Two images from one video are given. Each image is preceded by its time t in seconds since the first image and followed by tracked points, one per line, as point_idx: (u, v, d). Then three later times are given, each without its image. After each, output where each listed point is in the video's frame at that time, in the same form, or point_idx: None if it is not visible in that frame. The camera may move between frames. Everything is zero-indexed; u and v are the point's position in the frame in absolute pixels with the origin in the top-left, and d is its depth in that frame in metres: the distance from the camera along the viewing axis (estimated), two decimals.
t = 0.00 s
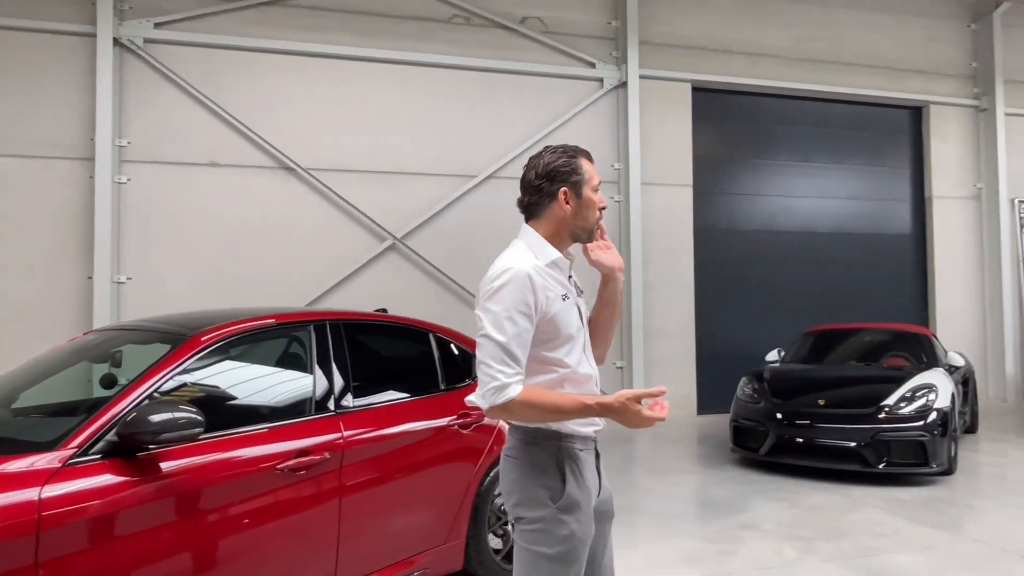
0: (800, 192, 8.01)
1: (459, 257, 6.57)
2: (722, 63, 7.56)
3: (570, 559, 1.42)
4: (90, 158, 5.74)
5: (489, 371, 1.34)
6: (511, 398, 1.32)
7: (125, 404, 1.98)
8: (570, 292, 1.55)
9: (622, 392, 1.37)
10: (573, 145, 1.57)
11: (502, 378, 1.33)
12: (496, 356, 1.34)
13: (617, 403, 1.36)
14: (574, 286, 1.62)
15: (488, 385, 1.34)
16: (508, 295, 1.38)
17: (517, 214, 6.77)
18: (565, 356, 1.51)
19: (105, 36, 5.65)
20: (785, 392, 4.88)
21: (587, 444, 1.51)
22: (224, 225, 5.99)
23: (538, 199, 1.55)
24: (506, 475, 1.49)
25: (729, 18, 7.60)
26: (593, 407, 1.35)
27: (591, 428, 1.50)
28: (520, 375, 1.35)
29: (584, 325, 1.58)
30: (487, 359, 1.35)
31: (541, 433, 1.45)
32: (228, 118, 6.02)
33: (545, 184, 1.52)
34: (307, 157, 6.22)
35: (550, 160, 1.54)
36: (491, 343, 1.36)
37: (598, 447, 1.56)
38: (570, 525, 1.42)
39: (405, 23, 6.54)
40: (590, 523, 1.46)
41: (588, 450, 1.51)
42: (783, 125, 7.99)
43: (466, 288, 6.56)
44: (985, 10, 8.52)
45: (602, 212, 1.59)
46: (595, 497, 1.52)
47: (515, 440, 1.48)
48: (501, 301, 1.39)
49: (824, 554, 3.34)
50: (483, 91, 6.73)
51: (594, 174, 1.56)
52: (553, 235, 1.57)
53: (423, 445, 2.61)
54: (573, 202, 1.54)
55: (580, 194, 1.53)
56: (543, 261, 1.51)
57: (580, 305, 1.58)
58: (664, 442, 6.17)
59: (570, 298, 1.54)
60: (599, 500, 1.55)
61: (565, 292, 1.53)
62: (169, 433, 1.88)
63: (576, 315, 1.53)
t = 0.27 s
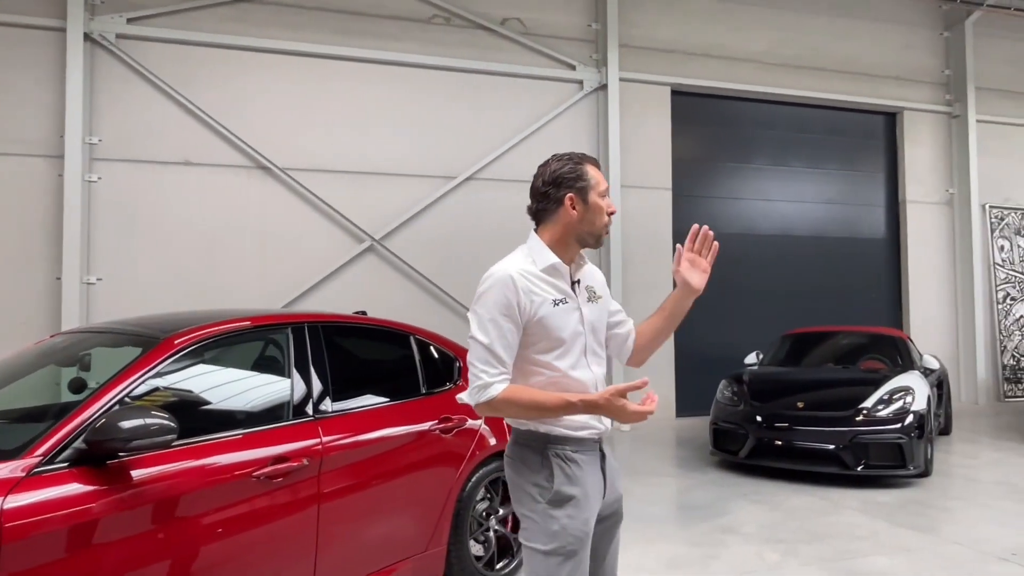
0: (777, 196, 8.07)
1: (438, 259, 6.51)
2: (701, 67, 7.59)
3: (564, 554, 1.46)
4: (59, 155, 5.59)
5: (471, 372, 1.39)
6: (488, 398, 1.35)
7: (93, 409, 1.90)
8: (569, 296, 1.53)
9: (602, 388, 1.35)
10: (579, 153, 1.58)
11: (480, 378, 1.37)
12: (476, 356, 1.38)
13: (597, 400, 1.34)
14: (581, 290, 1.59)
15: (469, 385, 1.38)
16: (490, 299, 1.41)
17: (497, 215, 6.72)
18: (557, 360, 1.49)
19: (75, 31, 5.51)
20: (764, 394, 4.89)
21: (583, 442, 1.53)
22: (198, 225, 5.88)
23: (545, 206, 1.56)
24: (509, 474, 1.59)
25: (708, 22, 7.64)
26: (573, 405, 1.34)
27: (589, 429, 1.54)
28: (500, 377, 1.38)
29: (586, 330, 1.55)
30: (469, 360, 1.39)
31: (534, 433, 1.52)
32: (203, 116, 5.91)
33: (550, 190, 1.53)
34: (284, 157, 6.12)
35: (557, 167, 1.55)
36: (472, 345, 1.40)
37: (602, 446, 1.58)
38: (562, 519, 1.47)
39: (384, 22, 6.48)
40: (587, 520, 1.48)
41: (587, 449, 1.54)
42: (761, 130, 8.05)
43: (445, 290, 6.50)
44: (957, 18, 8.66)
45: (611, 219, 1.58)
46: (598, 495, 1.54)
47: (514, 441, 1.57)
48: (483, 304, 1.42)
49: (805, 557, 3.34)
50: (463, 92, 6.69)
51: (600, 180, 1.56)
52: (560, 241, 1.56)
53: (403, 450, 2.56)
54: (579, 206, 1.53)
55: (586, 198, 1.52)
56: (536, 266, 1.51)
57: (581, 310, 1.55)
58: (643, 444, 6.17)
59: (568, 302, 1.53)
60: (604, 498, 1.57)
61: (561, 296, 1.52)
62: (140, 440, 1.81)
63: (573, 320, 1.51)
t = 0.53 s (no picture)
0: (763, 200, 8.10)
1: (424, 262, 6.45)
2: (688, 71, 7.61)
3: (548, 555, 1.47)
4: (37, 155, 5.47)
5: (473, 372, 1.40)
6: (486, 398, 1.36)
7: (73, 417, 1.83)
8: (578, 302, 1.51)
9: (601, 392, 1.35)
10: (598, 160, 1.57)
11: (480, 379, 1.38)
12: (477, 358, 1.39)
13: (595, 405, 1.34)
14: (595, 296, 1.56)
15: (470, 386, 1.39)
16: (494, 300, 1.42)
17: (484, 218, 6.68)
18: (561, 366, 1.47)
19: (54, 28, 5.40)
20: (752, 399, 4.89)
21: (582, 449, 1.52)
22: (180, 227, 5.78)
23: (565, 210, 1.54)
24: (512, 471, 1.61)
25: (695, 26, 7.66)
26: (569, 411, 1.34)
27: (591, 436, 1.52)
28: (500, 378, 1.38)
29: (594, 337, 1.52)
30: (471, 361, 1.41)
31: (532, 434, 1.53)
32: (185, 117, 5.82)
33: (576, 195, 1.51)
34: (269, 158, 6.04)
35: (580, 172, 1.53)
36: (475, 346, 1.41)
37: (607, 454, 1.55)
38: (548, 520, 1.47)
39: (371, 24, 6.42)
40: (574, 525, 1.47)
41: (588, 456, 1.52)
42: (747, 134, 8.09)
43: (431, 293, 6.44)
44: (939, 25, 8.76)
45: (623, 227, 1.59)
46: (594, 502, 1.52)
47: (515, 440, 1.59)
48: (488, 307, 1.43)
49: (797, 563, 3.32)
50: (451, 94, 6.64)
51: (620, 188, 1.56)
52: (576, 246, 1.54)
53: (393, 457, 2.50)
54: (601, 213, 1.52)
55: (609, 206, 1.52)
56: (546, 271, 1.50)
57: (590, 316, 1.52)
58: (630, 449, 6.14)
59: (577, 308, 1.51)
60: (603, 507, 1.55)
61: (569, 301, 1.50)
62: (123, 447, 1.75)
63: (580, 326, 1.49)
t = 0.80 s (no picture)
0: (757, 204, 8.11)
1: (419, 266, 6.41)
2: (683, 75, 7.61)
3: (542, 561, 1.43)
4: (27, 157, 5.41)
5: (479, 370, 1.40)
6: (490, 397, 1.38)
7: (66, 424, 1.78)
8: (588, 306, 1.49)
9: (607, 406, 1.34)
10: (615, 162, 1.54)
11: (485, 378, 1.38)
12: (484, 357, 1.39)
13: (598, 419, 1.32)
14: (607, 302, 1.54)
15: (476, 384, 1.40)
16: (503, 300, 1.41)
17: (479, 222, 6.65)
18: (567, 370, 1.45)
19: (45, 28, 5.34)
20: (749, 403, 4.87)
21: (586, 457, 1.48)
22: (172, 230, 5.72)
23: (578, 213, 1.52)
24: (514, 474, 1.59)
25: (690, 31, 7.66)
26: (573, 421, 1.33)
27: (593, 444, 1.48)
28: (505, 379, 1.39)
29: (603, 343, 1.50)
30: (478, 359, 1.41)
31: (533, 438, 1.51)
32: (178, 119, 5.76)
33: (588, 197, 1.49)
34: (262, 161, 5.99)
35: (593, 175, 1.51)
36: (482, 344, 1.41)
37: (610, 462, 1.51)
38: (543, 525, 1.44)
39: (366, 26, 6.38)
40: (570, 531, 1.43)
41: (589, 463, 1.48)
42: (741, 139, 8.10)
43: (426, 298, 6.40)
44: (932, 31, 8.81)
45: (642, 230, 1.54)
46: (594, 510, 1.48)
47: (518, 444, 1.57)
48: (498, 305, 1.42)
49: (798, 570, 3.30)
50: (446, 97, 6.61)
51: (636, 190, 1.52)
52: (589, 249, 1.51)
53: (392, 464, 2.46)
54: (614, 215, 1.49)
55: (621, 208, 1.48)
56: (559, 274, 1.47)
57: (601, 322, 1.50)
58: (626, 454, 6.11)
59: (587, 313, 1.48)
60: (604, 517, 1.51)
61: (580, 305, 1.47)
62: (117, 456, 1.70)
63: (589, 331, 1.47)
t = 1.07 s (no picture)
0: (759, 208, 8.09)
1: (421, 270, 6.38)
2: (685, 79, 7.60)
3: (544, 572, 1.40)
4: (28, 160, 5.38)
5: (485, 376, 1.36)
6: (501, 403, 1.33)
7: (67, 430, 1.76)
8: (592, 306, 1.46)
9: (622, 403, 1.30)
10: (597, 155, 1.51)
11: (494, 384, 1.34)
12: (490, 361, 1.35)
13: (613, 416, 1.29)
14: (612, 303, 1.51)
15: (484, 391, 1.36)
16: (506, 301, 1.38)
17: (481, 225, 6.62)
18: (572, 373, 1.42)
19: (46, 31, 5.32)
20: (754, 408, 4.84)
21: (588, 465, 1.45)
22: (173, 234, 5.69)
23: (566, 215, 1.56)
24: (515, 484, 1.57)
25: (692, 34, 7.65)
26: (589, 420, 1.30)
27: (597, 450, 1.45)
28: (515, 383, 1.34)
29: (608, 344, 1.47)
30: (484, 364, 1.37)
31: (534, 446, 1.48)
32: (180, 123, 5.74)
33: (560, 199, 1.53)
34: (264, 164, 5.97)
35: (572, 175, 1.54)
36: (486, 348, 1.38)
37: (613, 470, 1.48)
38: (544, 534, 1.41)
39: (368, 29, 6.37)
40: (571, 541, 1.40)
41: (592, 471, 1.45)
42: (743, 142, 8.08)
43: (428, 302, 6.37)
44: (934, 35, 8.80)
45: (621, 221, 1.44)
46: (596, 519, 1.44)
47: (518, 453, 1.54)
48: (498, 308, 1.39)
49: None
50: (448, 101, 6.60)
51: (595, 180, 1.45)
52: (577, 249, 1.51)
53: (397, 470, 2.43)
54: (575, 212, 1.48)
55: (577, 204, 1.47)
56: (559, 274, 1.45)
57: (605, 322, 1.47)
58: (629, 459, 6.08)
59: (590, 313, 1.46)
60: (608, 526, 1.47)
61: (583, 305, 1.45)
62: (118, 463, 1.67)
63: (593, 331, 1.44)
